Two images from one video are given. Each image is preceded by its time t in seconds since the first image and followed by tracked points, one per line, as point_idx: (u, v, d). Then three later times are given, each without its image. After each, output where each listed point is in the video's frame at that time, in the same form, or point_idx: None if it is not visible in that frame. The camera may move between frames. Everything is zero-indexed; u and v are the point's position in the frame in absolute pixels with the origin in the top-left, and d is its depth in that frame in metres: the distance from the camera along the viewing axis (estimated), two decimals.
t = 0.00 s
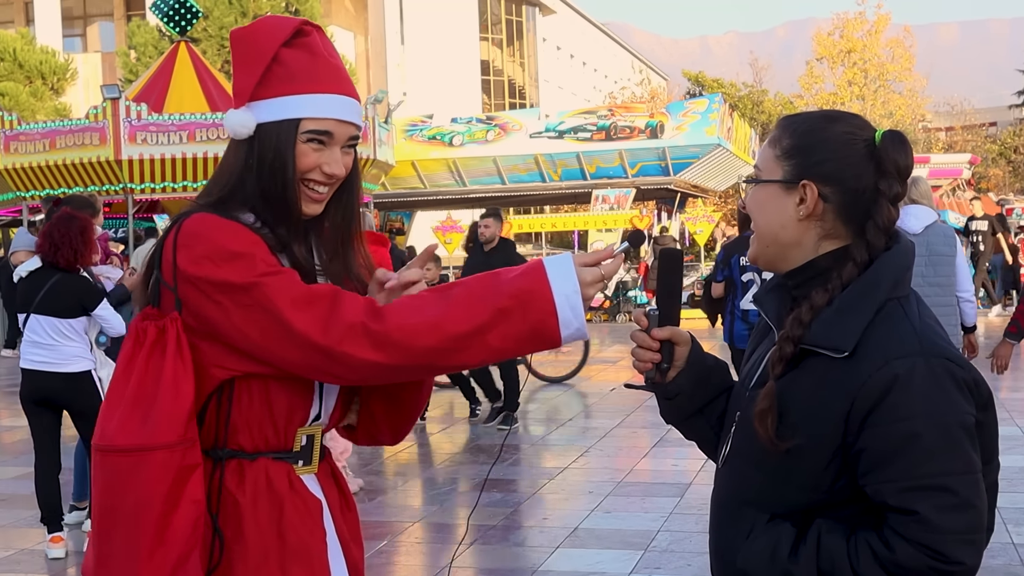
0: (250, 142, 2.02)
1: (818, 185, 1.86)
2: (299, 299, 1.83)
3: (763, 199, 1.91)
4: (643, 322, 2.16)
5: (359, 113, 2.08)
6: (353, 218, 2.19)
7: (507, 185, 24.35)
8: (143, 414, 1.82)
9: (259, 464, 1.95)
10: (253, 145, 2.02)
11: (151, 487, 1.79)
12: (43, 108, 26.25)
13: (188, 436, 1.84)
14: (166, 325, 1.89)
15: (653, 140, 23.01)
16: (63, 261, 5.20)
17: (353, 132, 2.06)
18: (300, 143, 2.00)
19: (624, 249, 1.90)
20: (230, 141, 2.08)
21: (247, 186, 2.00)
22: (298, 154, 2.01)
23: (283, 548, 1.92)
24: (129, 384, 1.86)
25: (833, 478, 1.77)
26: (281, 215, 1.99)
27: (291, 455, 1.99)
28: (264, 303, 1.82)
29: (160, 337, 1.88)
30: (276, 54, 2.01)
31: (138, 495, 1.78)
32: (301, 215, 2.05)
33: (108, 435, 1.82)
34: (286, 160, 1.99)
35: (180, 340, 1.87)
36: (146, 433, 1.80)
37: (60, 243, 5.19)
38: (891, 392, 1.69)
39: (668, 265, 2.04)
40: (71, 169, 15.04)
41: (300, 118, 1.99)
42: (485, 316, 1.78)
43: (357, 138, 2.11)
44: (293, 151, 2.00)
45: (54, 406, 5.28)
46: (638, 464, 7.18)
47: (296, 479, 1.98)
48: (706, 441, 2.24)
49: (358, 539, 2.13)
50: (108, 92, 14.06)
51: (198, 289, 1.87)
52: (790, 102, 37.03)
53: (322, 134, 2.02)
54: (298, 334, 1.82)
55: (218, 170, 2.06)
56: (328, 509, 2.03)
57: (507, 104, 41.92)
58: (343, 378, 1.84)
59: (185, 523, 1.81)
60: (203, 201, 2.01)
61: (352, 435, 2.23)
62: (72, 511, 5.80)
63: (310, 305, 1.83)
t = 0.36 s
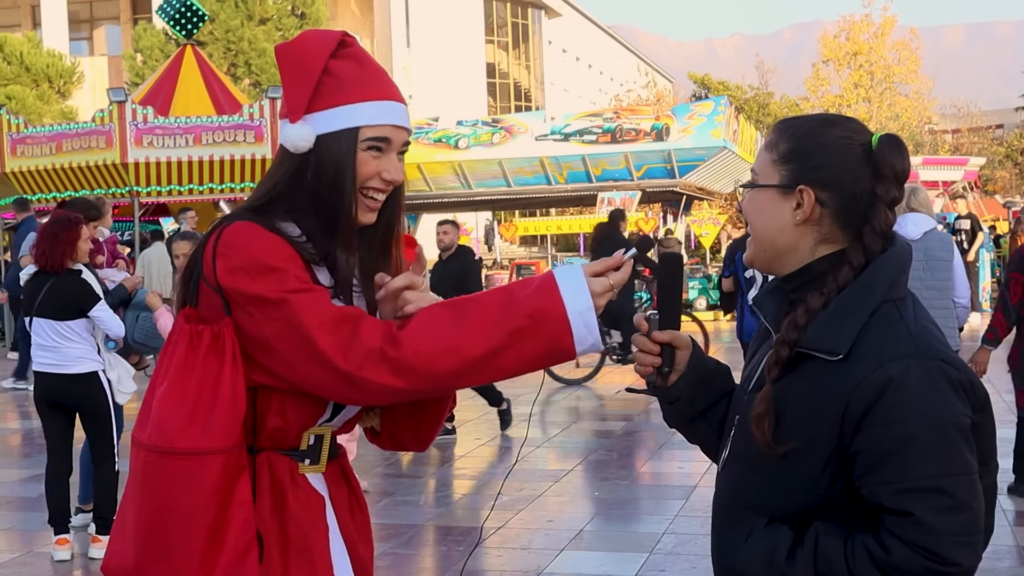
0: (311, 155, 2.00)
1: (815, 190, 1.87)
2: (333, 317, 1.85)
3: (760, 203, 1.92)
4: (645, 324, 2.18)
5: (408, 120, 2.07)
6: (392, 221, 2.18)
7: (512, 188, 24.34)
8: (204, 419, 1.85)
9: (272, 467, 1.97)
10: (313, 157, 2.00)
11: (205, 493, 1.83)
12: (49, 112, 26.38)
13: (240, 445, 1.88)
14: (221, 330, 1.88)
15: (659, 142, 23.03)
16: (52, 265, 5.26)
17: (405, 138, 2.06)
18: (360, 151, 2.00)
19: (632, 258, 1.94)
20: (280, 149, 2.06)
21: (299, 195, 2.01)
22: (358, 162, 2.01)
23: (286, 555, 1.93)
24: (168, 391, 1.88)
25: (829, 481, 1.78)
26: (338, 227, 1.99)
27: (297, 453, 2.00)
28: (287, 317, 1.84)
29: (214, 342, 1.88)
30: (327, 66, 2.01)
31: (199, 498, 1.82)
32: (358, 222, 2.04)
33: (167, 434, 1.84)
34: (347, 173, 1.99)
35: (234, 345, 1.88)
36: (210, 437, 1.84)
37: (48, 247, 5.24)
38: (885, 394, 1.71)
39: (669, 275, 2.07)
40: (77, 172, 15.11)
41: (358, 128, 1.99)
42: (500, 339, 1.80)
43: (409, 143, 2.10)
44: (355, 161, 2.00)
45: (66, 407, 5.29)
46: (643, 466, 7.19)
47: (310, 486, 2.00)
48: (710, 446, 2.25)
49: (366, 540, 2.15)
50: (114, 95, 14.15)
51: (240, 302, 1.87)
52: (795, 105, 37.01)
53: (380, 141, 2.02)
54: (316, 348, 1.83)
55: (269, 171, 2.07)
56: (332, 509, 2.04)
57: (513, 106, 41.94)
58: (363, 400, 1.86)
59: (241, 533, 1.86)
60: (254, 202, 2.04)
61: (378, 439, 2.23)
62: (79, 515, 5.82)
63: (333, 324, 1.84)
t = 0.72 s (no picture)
0: (298, 186, 2.02)
1: (788, 196, 1.91)
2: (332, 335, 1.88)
3: (732, 208, 1.96)
4: (627, 337, 2.20)
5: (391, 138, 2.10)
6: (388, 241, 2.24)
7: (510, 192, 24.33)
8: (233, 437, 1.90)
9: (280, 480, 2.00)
10: (300, 188, 2.02)
11: (243, 518, 1.88)
12: (46, 116, 26.46)
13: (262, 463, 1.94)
14: (227, 351, 1.93)
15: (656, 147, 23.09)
16: (52, 270, 5.26)
17: (392, 156, 2.09)
18: (347, 177, 2.02)
19: (625, 281, 1.97)
20: (265, 178, 2.07)
21: (291, 223, 2.03)
22: (345, 189, 2.03)
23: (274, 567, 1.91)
24: (190, 410, 1.92)
25: (803, 485, 1.82)
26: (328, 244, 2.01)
27: (289, 468, 2.02)
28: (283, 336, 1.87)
29: (225, 364, 1.92)
30: (308, 93, 2.03)
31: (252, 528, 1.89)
32: (346, 244, 2.06)
33: (213, 462, 1.88)
34: (337, 199, 2.01)
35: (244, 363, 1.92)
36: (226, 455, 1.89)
37: (48, 251, 5.24)
38: (853, 396, 1.74)
39: (649, 279, 2.03)
40: (75, 177, 15.14)
41: (344, 156, 2.01)
42: (491, 355, 1.82)
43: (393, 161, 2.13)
44: (343, 188, 2.02)
45: (75, 412, 5.32)
46: (640, 471, 7.23)
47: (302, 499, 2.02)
48: (695, 456, 2.30)
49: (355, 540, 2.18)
50: (112, 100, 14.19)
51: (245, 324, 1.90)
52: (793, 109, 37.05)
53: (366, 166, 2.04)
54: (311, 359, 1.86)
55: (256, 197, 2.08)
56: (324, 515, 2.08)
57: (511, 110, 42.01)
58: (355, 413, 1.89)
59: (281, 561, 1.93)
60: (242, 228, 2.04)
61: (359, 441, 2.25)
62: (76, 520, 5.85)
63: (324, 342, 1.87)
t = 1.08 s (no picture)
0: (226, 174, 2.07)
1: (762, 202, 1.90)
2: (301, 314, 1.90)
3: (708, 212, 1.95)
4: (594, 335, 2.16)
5: (308, 119, 2.17)
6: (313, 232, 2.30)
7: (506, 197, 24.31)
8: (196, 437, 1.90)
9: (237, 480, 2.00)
10: (231, 174, 2.07)
11: (207, 515, 1.88)
12: (43, 120, 26.47)
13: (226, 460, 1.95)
14: (184, 352, 1.93)
15: (653, 151, 23.14)
16: (56, 274, 5.23)
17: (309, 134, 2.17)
18: (276, 158, 2.09)
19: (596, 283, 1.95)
20: (192, 169, 2.12)
21: (224, 217, 2.07)
22: (275, 170, 2.10)
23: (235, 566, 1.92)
24: (152, 411, 1.91)
25: (767, 489, 1.82)
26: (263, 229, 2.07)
27: (244, 471, 2.01)
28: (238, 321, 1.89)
29: (183, 365, 1.92)
30: (222, 87, 2.09)
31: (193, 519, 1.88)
32: (284, 223, 2.12)
33: (170, 460, 1.88)
34: (266, 183, 2.07)
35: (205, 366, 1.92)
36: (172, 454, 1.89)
37: (55, 254, 5.23)
38: (817, 402, 1.74)
39: (621, 280, 2.06)
40: (72, 181, 15.13)
41: (270, 137, 2.07)
42: (458, 339, 1.84)
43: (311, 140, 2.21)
44: (272, 168, 2.08)
45: (76, 416, 5.37)
46: (637, 474, 7.22)
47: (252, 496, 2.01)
48: (660, 458, 2.26)
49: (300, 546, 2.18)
50: (109, 104, 14.20)
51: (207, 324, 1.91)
52: (790, 113, 37.10)
53: (294, 145, 2.12)
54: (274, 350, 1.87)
55: (189, 194, 2.10)
56: (278, 519, 2.08)
57: (508, 115, 41.96)
58: (323, 398, 1.90)
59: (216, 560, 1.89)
60: (184, 231, 2.06)
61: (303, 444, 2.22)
62: (75, 524, 5.83)
63: (290, 323, 1.88)
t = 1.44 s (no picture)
0: (175, 171, 2.13)
1: (774, 206, 1.90)
2: (197, 332, 1.91)
3: (719, 219, 1.95)
4: (604, 336, 2.13)
5: (274, 123, 2.21)
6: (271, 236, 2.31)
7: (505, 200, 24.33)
8: (95, 452, 1.90)
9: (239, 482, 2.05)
10: (178, 171, 2.13)
11: (111, 522, 1.86)
12: (40, 124, 26.41)
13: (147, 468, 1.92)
14: (111, 365, 1.96)
15: (651, 154, 23.20)
16: (64, 276, 5.26)
17: (274, 139, 2.19)
18: (222, 151, 2.11)
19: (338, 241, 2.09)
20: (159, 170, 2.17)
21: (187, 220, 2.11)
22: (220, 164, 2.11)
23: (265, 560, 2.02)
24: (82, 422, 1.93)
25: (804, 492, 1.81)
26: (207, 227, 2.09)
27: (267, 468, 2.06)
28: (167, 321, 1.93)
29: (105, 378, 1.95)
30: (189, 87, 2.13)
31: (97, 532, 1.87)
32: (235, 223, 2.14)
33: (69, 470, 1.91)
34: (207, 176, 2.10)
35: (126, 374, 1.94)
36: (98, 467, 1.88)
37: (57, 256, 5.23)
38: (854, 405, 1.73)
39: (630, 279, 2.08)
40: (70, 185, 15.10)
41: (220, 131, 2.10)
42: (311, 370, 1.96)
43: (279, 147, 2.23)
44: (215, 162, 2.10)
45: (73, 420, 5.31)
46: (636, 477, 7.20)
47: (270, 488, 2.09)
48: (671, 459, 2.25)
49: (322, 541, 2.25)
50: (107, 108, 14.22)
51: (142, 326, 1.95)
52: (788, 116, 37.08)
53: (245, 141, 2.14)
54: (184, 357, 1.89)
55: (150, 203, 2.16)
56: (299, 515, 2.16)
57: (506, 118, 41.84)
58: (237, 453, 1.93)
59: (147, 550, 1.88)
60: (142, 233, 2.11)
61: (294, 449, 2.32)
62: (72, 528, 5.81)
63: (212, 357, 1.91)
